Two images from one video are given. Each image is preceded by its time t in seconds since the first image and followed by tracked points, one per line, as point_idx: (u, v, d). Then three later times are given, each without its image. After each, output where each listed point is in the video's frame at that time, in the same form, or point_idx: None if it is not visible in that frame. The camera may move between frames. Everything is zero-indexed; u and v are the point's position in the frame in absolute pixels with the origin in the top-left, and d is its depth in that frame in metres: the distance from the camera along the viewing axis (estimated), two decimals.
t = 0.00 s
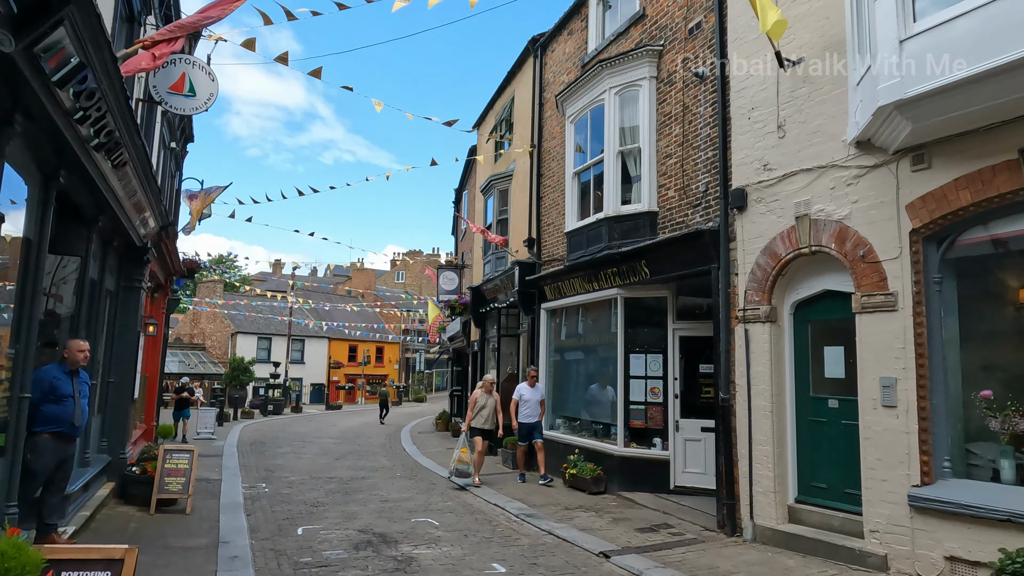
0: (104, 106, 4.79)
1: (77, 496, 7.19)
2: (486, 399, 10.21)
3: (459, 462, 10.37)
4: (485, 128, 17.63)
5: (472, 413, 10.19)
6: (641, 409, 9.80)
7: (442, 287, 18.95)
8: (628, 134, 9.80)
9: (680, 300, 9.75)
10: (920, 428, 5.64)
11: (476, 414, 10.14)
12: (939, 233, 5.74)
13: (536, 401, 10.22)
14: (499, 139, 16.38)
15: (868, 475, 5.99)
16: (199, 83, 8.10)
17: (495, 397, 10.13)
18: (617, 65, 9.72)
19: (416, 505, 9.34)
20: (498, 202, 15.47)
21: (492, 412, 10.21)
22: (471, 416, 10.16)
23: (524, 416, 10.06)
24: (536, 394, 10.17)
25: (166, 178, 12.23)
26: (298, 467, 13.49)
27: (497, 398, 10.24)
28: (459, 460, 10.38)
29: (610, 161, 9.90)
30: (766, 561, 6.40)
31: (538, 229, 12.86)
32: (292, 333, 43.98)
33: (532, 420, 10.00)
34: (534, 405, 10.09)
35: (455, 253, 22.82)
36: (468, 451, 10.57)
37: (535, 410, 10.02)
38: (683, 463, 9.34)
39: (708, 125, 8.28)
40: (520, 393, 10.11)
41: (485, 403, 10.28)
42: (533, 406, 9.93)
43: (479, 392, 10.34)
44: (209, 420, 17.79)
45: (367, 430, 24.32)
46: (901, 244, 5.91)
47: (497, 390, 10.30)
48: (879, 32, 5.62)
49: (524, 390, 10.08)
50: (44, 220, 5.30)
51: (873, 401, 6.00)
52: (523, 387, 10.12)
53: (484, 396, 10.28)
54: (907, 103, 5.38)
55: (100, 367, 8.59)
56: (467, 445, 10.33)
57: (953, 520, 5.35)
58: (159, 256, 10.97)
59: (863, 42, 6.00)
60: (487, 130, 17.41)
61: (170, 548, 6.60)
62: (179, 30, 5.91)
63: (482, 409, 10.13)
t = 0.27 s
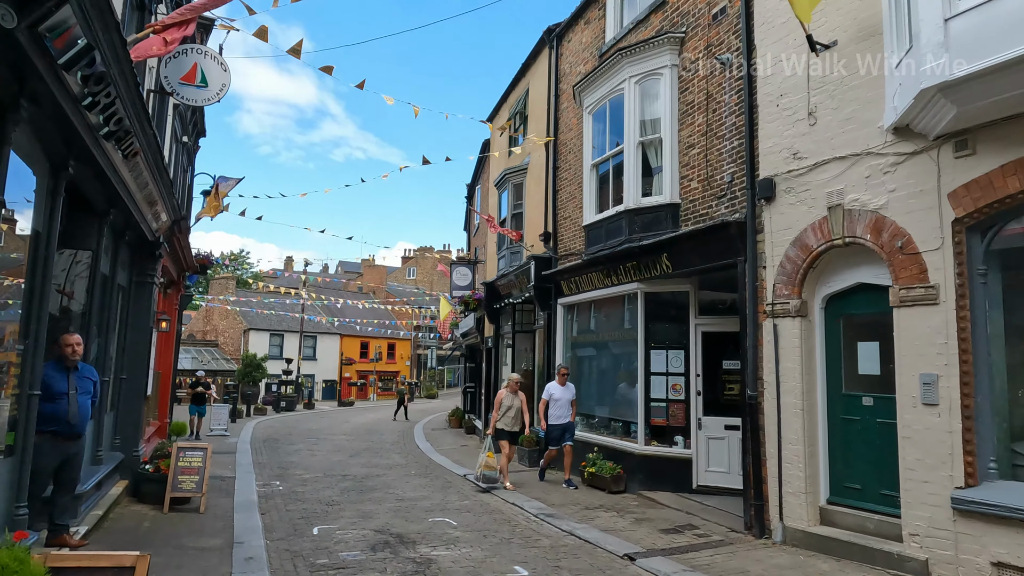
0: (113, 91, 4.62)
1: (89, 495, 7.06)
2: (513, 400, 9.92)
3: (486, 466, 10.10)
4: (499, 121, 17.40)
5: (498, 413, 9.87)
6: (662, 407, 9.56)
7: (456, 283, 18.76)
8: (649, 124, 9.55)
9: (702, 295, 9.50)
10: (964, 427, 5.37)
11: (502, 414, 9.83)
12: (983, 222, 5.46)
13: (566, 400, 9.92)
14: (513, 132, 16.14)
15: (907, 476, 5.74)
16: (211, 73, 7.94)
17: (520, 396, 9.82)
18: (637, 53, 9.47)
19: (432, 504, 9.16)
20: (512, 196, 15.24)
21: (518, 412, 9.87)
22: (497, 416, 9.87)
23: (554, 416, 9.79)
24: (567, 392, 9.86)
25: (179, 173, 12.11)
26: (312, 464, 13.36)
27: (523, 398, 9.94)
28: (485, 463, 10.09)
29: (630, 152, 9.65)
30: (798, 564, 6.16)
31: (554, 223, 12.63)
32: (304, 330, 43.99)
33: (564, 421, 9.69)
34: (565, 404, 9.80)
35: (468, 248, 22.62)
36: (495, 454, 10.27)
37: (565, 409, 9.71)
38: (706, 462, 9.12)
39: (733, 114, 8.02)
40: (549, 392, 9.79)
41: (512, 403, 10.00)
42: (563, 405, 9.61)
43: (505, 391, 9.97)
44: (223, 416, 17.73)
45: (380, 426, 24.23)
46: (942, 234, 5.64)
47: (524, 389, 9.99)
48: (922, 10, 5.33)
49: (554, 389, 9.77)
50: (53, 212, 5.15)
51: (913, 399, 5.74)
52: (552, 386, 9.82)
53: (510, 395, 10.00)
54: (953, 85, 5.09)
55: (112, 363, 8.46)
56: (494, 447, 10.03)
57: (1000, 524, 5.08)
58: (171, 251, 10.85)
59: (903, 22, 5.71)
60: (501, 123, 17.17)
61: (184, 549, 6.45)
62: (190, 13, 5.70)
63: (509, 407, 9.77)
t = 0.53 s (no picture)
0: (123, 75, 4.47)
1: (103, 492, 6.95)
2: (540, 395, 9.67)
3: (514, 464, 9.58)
4: (513, 114, 17.19)
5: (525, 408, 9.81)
6: (684, 403, 9.37)
7: (469, 278, 18.58)
8: (670, 114, 9.31)
9: (724, 289, 9.26)
10: (1009, 425, 5.13)
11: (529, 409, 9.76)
12: None
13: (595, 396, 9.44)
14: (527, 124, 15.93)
15: (947, 475, 5.50)
16: (224, 63, 7.81)
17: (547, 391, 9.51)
18: (658, 40, 9.23)
19: (449, 501, 9.00)
20: (527, 189, 15.03)
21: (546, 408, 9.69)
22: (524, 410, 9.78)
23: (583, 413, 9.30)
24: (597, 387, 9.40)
25: (191, 167, 12.00)
26: (326, 461, 13.25)
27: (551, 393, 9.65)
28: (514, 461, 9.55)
29: (651, 142, 9.41)
30: (831, 566, 5.95)
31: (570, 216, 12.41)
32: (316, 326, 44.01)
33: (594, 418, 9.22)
34: (594, 400, 9.33)
35: (481, 243, 22.43)
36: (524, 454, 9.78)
37: (594, 405, 9.24)
38: (729, 460, 8.90)
39: (759, 101, 7.77)
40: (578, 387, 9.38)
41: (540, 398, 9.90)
42: (592, 401, 9.16)
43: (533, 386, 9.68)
44: (236, 412, 17.67)
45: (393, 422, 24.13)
46: (985, 223, 5.39)
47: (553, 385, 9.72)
48: None
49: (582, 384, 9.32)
50: (64, 202, 5.01)
51: (953, 395, 5.49)
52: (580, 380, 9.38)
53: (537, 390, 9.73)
54: (1000, 65, 4.82)
55: (126, 358, 8.36)
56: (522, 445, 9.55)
57: None
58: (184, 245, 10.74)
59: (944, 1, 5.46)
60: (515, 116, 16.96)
61: (198, 547, 6.32)
62: None
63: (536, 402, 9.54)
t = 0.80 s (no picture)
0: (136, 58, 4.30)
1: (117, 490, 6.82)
2: (576, 392, 9.18)
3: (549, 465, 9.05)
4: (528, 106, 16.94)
5: (560, 407, 9.21)
6: (708, 399, 9.14)
7: (484, 272, 18.38)
8: (693, 102, 9.05)
9: (750, 282, 9.00)
10: None
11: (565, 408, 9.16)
12: None
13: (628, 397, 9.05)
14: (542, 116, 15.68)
15: (994, 475, 5.24)
16: (238, 51, 7.63)
17: (583, 389, 9.05)
18: (681, 26, 8.97)
19: (468, 499, 8.82)
20: (543, 182, 14.80)
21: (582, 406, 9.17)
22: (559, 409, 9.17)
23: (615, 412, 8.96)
24: (628, 386, 9.06)
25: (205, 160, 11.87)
26: (341, 457, 13.12)
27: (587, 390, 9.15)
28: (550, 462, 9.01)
29: (674, 131, 9.16)
30: (870, 570, 5.70)
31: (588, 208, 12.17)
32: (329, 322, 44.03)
33: (626, 417, 8.93)
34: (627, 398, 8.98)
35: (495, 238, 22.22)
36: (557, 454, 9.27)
37: (628, 405, 8.89)
38: (755, 458, 8.65)
39: (789, 87, 7.50)
40: (610, 386, 8.96)
41: (575, 396, 9.29)
42: (627, 402, 8.84)
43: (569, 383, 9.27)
44: (250, 408, 17.59)
45: (406, 418, 24.02)
46: None
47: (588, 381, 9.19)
48: None
49: (615, 383, 8.91)
50: (76, 192, 4.85)
51: (1001, 391, 5.23)
52: (612, 379, 8.96)
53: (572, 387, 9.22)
54: None
55: (140, 353, 8.23)
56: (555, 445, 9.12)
57: None
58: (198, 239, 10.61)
59: None
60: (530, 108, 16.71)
61: (215, 547, 6.17)
62: None
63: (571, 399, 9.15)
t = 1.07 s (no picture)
0: (145, 41, 4.13)
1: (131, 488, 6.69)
2: (610, 388, 8.67)
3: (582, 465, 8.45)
4: (542, 98, 16.70)
5: (592, 404, 8.70)
6: (730, 395, 8.90)
7: (497, 266, 18.19)
8: (717, 90, 8.79)
9: (774, 275, 8.74)
10: None
11: (598, 404, 8.64)
12: None
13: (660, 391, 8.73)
14: (557, 108, 15.44)
15: None
16: (250, 40, 7.44)
17: (618, 383, 8.57)
18: (703, 12, 8.71)
19: (486, 497, 8.65)
20: (558, 174, 14.56)
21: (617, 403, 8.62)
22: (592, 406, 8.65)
23: (649, 408, 8.63)
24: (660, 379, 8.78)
25: (217, 153, 11.76)
26: (355, 453, 13.00)
27: (621, 385, 8.66)
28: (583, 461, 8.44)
29: (696, 120, 8.91)
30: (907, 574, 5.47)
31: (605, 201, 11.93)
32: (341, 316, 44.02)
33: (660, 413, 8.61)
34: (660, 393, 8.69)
35: (508, 231, 22.01)
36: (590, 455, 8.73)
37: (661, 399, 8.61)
38: (780, 456, 8.42)
39: (818, 73, 7.23)
40: (643, 378, 8.68)
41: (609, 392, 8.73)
42: (662, 395, 8.52)
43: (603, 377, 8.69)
44: (263, 403, 17.53)
45: (419, 413, 23.90)
46: None
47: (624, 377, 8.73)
48: None
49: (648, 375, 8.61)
50: (83, 182, 4.68)
51: None
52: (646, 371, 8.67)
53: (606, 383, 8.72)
54: None
55: (153, 349, 8.11)
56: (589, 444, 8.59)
57: None
58: (211, 233, 10.49)
59: None
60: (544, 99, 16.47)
61: (230, 547, 6.02)
62: None
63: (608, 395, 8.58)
